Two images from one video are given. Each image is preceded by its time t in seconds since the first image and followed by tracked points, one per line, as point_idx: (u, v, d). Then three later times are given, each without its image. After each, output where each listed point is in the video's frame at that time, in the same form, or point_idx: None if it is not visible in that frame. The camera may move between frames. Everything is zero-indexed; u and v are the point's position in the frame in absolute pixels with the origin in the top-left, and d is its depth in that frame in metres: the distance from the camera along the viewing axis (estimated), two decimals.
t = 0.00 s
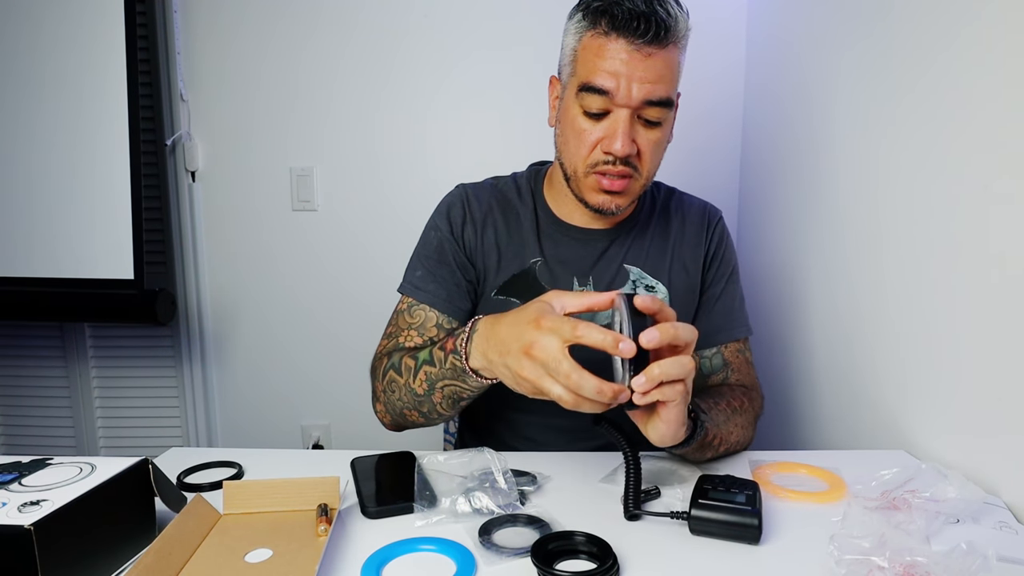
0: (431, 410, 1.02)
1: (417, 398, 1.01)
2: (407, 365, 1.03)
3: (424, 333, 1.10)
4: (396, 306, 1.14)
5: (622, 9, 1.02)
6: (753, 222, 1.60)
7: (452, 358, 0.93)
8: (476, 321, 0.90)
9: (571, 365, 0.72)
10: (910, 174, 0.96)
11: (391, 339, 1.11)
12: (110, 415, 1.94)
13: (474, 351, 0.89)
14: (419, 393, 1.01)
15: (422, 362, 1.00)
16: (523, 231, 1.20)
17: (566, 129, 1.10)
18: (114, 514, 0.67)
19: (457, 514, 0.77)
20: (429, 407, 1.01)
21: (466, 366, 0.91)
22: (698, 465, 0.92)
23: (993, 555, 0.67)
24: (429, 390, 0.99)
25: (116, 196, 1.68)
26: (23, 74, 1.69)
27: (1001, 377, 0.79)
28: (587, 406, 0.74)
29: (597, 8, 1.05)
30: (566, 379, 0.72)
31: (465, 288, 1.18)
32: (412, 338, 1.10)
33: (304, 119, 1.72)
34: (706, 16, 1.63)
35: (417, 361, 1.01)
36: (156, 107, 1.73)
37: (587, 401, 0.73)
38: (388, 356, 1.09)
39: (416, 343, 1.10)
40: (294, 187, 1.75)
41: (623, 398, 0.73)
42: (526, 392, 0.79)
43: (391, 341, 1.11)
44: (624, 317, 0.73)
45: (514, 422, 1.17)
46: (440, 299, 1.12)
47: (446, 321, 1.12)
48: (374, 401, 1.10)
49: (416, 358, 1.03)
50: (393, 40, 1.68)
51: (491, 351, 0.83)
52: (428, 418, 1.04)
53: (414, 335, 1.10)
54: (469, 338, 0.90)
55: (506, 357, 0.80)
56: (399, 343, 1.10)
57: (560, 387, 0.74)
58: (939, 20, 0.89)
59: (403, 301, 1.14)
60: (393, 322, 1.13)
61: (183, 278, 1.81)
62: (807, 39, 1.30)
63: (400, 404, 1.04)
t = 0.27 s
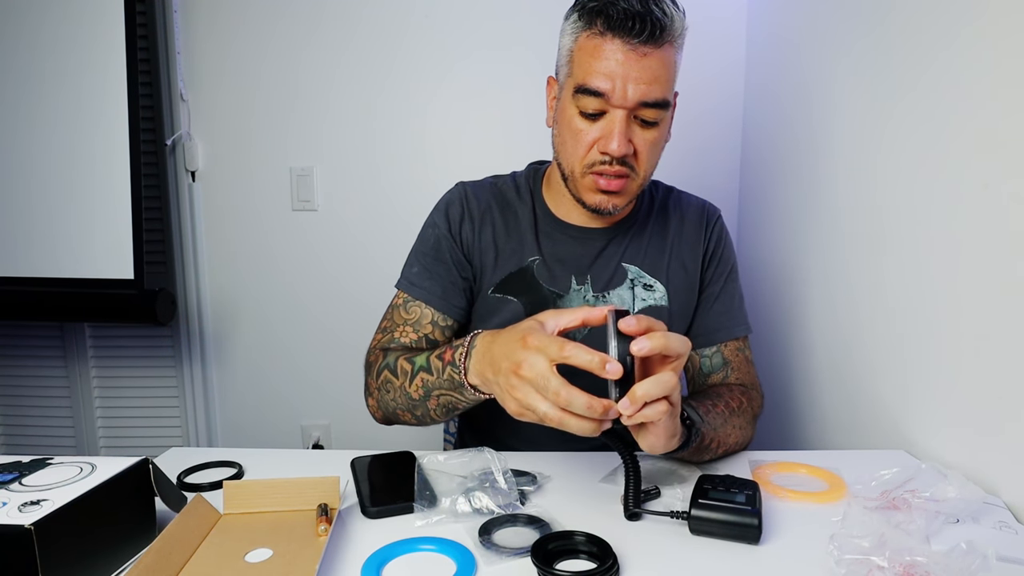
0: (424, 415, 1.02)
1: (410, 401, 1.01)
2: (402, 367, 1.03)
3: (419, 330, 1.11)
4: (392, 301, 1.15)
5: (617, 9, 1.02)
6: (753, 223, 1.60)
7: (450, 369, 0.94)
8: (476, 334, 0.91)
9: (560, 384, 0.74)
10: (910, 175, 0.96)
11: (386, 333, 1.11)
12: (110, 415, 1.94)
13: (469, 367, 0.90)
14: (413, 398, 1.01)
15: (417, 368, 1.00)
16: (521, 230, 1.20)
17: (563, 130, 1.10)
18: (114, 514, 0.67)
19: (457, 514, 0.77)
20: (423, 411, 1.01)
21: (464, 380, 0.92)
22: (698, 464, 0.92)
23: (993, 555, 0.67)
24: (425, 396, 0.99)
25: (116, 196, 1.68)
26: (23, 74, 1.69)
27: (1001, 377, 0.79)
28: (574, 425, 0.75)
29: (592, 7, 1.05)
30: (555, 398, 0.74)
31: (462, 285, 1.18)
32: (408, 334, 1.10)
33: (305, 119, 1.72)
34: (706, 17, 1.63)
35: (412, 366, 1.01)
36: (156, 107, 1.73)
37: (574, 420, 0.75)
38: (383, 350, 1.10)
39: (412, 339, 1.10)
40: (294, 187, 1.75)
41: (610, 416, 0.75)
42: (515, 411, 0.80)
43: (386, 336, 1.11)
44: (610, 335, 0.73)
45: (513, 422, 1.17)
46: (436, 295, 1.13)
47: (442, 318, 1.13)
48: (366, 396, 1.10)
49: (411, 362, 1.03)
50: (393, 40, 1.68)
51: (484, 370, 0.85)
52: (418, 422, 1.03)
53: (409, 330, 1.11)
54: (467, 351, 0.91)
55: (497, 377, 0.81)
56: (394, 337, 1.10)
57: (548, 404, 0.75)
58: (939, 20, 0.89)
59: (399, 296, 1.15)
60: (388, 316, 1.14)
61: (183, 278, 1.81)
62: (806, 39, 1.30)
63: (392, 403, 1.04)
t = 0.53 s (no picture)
0: (424, 420, 1.02)
1: (410, 407, 1.01)
2: (402, 372, 1.04)
3: (418, 333, 1.12)
4: (391, 304, 1.15)
5: (606, 11, 1.02)
6: (753, 222, 1.60)
7: (450, 376, 0.96)
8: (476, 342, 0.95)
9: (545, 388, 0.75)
10: (909, 175, 0.96)
11: (386, 336, 1.12)
12: (110, 415, 1.94)
13: (469, 375, 0.92)
14: (413, 403, 1.01)
15: (417, 374, 1.01)
16: (518, 231, 1.20)
17: (557, 132, 1.10)
18: (114, 514, 0.67)
19: (456, 514, 0.77)
20: (422, 416, 1.01)
21: (463, 388, 0.93)
22: (697, 464, 0.92)
23: (993, 555, 0.67)
24: (424, 401, 1.00)
25: (116, 196, 1.68)
26: (24, 74, 1.69)
27: (1001, 377, 0.79)
28: (563, 427, 0.75)
29: (582, 10, 1.05)
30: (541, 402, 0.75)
31: (461, 288, 1.18)
32: (408, 337, 1.11)
33: (304, 119, 1.72)
34: (705, 17, 1.63)
35: (412, 371, 1.02)
36: (156, 108, 1.73)
37: (562, 422, 0.75)
38: (383, 353, 1.11)
39: (412, 342, 1.11)
40: (294, 187, 1.75)
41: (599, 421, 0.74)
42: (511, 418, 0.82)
43: (385, 339, 1.12)
44: (594, 342, 0.72)
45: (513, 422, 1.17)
46: (433, 299, 1.13)
47: (441, 322, 1.14)
48: (367, 399, 1.10)
49: (411, 367, 1.03)
50: (393, 40, 1.68)
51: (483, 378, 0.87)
52: (418, 427, 1.04)
53: (408, 334, 1.12)
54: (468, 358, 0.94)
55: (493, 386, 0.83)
56: (394, 340, 1.11)
57: (535, 408, 0.76)
58: (938, 20, 0.89)
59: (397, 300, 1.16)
60: (387, 320, 1.14)
61: (183, 277, 1.81)
62: (806, 39, 1.30)
63: (392, 409, 1.04)
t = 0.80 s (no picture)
0: (429, 430, 1.01)
1: (417, 419, 1.01)
2: (412, 382, 1.03)
3: (426, 337, 1.13)
4: (395, 306, 1.15)
5: (606, 12, 1.02)
6: (752, 222, 1.60)
7: (461, 398, 0.95)
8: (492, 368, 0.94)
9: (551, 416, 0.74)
10: (909, 175, 0.96)
11: (392, 340, 1.12)
12: (110, 415, 1.94)
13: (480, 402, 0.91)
14: (420, 414, 1.01)
15: (428, 388, 1.00)
16: (522, 232, 1.20)
17: (558, 134, 1.10)
18: (114, 514, 0.67)
19: (457, 514, 0.77)
20: (427, 427, 1.01)
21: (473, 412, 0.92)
22: (697, 464, 0.92)
23: (993, 555, 0.67)
24: (431, 415, 0.99)
25: (115, 196, 1.68)
26: (25, 74, 1.69)
27: (1001, 377, 0.79)
28: (574, 453, 0.76)
29: (582, 11, 1.05)
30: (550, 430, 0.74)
31: (466, 289, 1.18)
32: (415, 342, 1.12)
33: (304, 119, 1.72)
34: (705, 17, 1.63)
35: (423, 384, 1.01)
36: (156, 107, 1.73)
37: (572, 446, 0.75)
38: (390, 358, 1.10)
39: (419, 347, 1.12)
40: (294, 187, 1.75)
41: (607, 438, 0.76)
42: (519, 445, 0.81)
43: (392, 343, 1.12)
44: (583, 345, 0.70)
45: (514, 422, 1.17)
46: (439, 301, 1.14)
47: (447, 326, 1.15)
48: (371, 400, 1.10)
49: (422, 379, 1.02)
50: (393, 40, 1.68)
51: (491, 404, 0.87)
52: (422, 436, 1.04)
53: (416, 338, 1.12)
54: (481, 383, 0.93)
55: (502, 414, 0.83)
56: (401, 345, 1.11)
57: (544, 435, 0.76)
58: (938, 20, 0.89)
59: (402, 301, 1.15)
60: (392, 322, 1.14)
61: (183, 278, 1.81)
62: (806, 39, 1.30)
63: (397, 413, 1.04)
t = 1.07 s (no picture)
0: (437, 421, 1.01)
1: (424, 408, 1.01)
2: (417, 374, 1.04)
3: (429, 336, 1.13)
4: (400, 309, 1.15)
5: (614, 14, 1.03)
6: (752, 222, 1.60)
7: (465, 375, 0.96)
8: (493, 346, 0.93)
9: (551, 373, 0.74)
10: (910, 175, 0.96)
11: (396, 341, 1.13)
12: (110, 415, 1.94)
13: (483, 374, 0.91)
14: (427, 405, 1.01)
15: (432, 375, 1.01)
16: (525, 232, 1.20)
17: (564, 135, 1.10)
18: (114, 514, 0.67)
19: (457, 514, 0.77)
20: (435, 417, 1.01)
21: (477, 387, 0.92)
22: (697, 464, 0.92)
23: (992, 555, 0.67)
24: (438, 403, 1.00)
25: (115, 196, 1.68)
26: (26, 74, 1.69)
27: (1001, 378, 0.79)
28: (561, 410, 0.74)
29: (590, 13, 1.05)
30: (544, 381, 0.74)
31: (468, 289, 1.18)
32: (419, 341, 1.12)
33: (304, 119, 1.72)
34: (705, 17, 1.63)
35: (428, 373, 1.02)
36: (156, 108, 1.73)
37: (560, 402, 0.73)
38: (395, 358, 1.11)
39: (423, 346, 1.12)
40: (294, 187, 1.75)
41: (601, 400, 0.72)
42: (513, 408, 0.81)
43: (396, 344, 1.13)
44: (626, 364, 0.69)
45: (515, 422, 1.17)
46: (441, 302, 1.14)
47: (451, 325, 1.15)
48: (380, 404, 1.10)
49: (426, 368, 1.03)
50: (393, 40, 1.68)
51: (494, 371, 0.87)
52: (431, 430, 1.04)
53: (419, 338, 1.12)
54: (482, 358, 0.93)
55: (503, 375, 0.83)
56: (406, 345, 1.12)
57: (535, 388, 0.76)
58: (938, 21, 0.89)
59: (406, 303, 1.15)
60: (397, 324, 1.15)
61: (183, 278, 1.81)
62: (806, 39, 1.30)
63: (406, 410, 1.04)
